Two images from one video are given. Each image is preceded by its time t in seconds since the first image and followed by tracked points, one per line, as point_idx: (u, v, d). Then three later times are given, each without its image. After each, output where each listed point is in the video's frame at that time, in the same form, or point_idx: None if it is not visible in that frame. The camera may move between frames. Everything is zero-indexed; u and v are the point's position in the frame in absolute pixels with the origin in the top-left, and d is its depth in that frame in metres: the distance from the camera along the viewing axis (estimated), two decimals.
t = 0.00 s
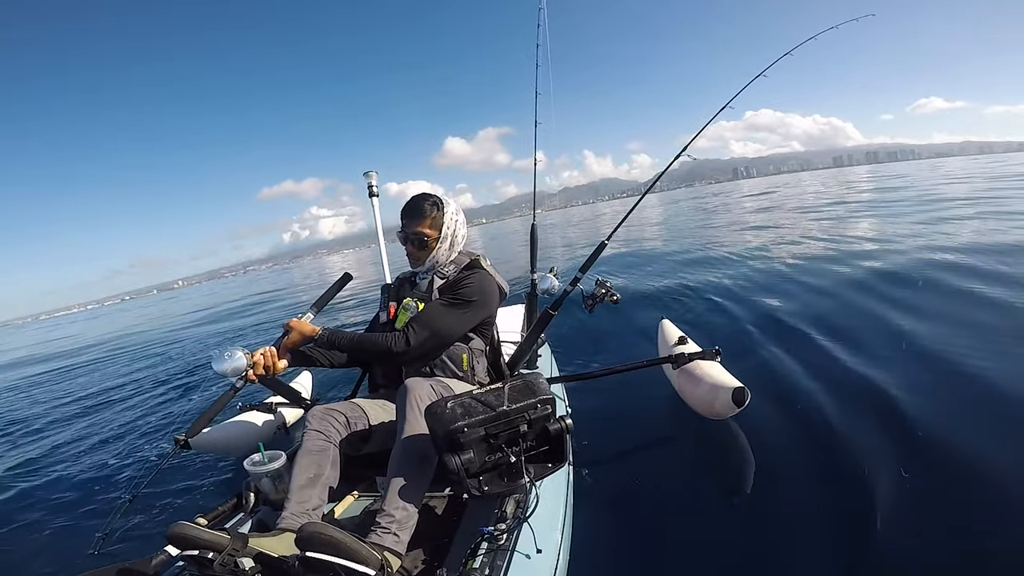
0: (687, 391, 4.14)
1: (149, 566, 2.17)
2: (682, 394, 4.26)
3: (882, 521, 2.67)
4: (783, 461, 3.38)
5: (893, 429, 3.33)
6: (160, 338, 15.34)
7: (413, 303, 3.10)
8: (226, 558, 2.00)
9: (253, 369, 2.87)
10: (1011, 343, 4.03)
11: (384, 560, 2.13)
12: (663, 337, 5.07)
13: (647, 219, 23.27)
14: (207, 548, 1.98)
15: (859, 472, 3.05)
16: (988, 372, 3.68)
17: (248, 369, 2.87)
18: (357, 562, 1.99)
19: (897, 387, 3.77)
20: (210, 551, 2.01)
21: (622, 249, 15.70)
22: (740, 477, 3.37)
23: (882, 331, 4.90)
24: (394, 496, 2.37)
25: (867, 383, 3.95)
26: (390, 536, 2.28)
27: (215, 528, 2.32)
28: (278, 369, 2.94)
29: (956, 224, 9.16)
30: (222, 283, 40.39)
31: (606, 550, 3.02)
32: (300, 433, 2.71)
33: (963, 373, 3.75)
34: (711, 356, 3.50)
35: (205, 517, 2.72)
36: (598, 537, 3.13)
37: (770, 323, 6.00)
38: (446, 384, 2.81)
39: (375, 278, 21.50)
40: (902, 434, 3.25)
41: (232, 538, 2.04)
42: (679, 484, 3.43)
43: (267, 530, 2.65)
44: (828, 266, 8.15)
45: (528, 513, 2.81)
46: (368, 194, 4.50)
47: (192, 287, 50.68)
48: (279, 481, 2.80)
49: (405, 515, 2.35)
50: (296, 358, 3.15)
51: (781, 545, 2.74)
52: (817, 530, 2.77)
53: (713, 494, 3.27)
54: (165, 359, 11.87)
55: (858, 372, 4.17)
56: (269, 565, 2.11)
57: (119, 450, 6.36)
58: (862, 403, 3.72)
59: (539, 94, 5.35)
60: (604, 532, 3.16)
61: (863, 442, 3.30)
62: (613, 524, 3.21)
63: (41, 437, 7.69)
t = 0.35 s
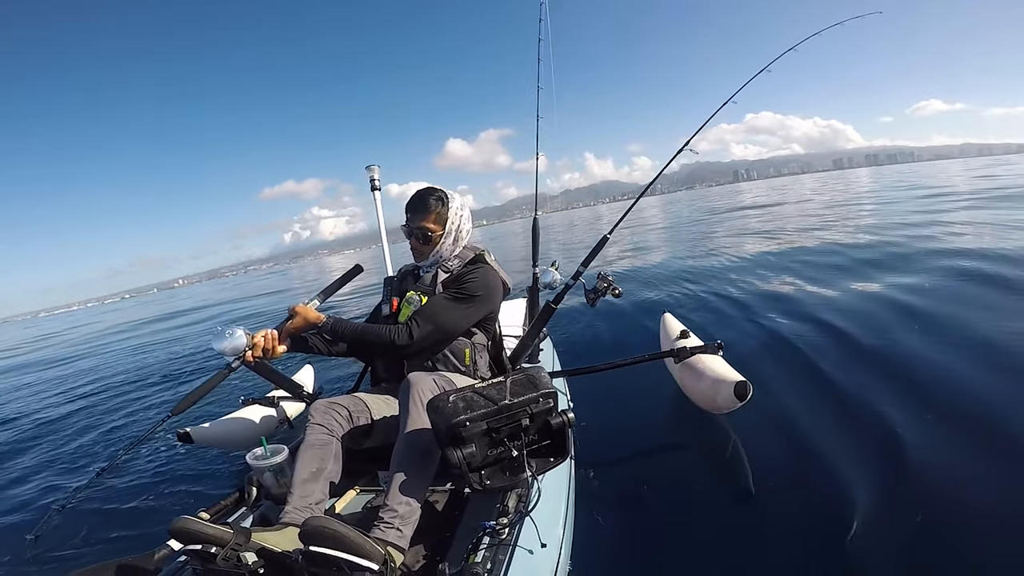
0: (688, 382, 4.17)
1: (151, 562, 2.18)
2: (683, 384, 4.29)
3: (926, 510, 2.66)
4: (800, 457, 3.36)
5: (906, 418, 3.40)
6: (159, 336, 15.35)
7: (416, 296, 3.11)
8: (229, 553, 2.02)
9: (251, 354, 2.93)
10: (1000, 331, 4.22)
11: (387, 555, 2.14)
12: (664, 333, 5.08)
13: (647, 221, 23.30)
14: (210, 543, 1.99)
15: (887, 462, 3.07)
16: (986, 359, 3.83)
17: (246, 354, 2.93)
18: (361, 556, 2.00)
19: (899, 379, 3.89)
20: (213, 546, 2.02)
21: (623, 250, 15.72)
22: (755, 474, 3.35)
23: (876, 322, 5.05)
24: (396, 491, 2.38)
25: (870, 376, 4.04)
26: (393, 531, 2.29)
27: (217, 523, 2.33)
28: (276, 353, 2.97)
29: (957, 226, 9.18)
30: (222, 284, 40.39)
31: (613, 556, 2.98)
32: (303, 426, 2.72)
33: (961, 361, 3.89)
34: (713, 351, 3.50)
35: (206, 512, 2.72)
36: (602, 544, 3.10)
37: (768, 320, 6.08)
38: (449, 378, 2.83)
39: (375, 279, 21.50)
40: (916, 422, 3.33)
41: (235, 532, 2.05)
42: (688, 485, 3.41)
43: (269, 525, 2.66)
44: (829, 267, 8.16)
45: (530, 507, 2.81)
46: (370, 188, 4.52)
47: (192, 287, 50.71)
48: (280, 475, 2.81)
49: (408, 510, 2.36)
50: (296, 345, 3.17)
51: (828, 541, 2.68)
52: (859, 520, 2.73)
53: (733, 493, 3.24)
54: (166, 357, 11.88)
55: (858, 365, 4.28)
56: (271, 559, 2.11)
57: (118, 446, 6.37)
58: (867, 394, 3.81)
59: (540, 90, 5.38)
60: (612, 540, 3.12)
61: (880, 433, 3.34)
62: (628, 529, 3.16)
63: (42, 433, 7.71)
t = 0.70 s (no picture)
0: (694, 386, 4.17)
1: (155, 564, 2.17)
2: (687, 388, 4.29)
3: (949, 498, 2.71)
4: (806, 456, 3.40)
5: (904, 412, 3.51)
6: (159, 336, 15.33)
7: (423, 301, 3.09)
8: (234, 556, 2.01)
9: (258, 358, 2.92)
10: (980, 326, 4.43)
11: (391, 558, 2.13)
12: (668, 336, 5.09)
13: (648, 224, 23.37)
14: (215, 547, 1.99)
15: (899, 454, 3.12)
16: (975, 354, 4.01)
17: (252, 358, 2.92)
18: (365, 560, 1.99)
19: (894, 376, 4.01)
20: (218, 550, 2.02)
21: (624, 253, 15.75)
22: (765, 478, 3.35)
23: (867, 326, 5.21)
24: (401, 495, 2.37)
25: (863, 375, 4.17)
26: (398, 535, 2.28)
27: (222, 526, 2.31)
28: (284, 359, 2.98)
29: (958, 231, 9.21)
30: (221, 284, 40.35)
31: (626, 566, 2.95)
32: (308, 429, 2.71)
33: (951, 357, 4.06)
34: (718, 354, 3.48)
35: (212, 514, 2.71)
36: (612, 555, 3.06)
37: (764, 326, 6.17)
38: (455, 382, 2.83)
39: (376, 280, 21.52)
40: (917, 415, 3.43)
41: (240, 536, 2.04)
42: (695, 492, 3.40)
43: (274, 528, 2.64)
44: (831, 271, 8.18)
45: (534, 511, 2.79)
46: (375, 190, 4.52)
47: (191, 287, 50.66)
48: (285, 478, 2.79)
49: (412, 514, 2.35)
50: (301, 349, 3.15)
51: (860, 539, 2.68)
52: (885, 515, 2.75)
53: (747, 498, 3.23)
54: (167, 357, 11.88)
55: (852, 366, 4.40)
56: (277, 562, 2.10)
57: (119, 448, 6.35)
58: (863, 393, 3.91)
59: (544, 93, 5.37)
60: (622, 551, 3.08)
61: (883, 428, 3.42)
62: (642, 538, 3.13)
63: (45, 432, 7.72)
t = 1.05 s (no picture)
0: (694, 387, 4.16)
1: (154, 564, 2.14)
2: (688, 389, 4.28)
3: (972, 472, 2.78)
4: (809, 447, 3.40)
5: (899, 396, 3.62)
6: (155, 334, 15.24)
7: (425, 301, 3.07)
8: (234, 555, 1.98)
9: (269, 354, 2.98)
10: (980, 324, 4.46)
11: (392, 558, 2.10)
12: (668, 337, 5.08)
13: (647, 226, 23.41)
14: (215, 547, 1.96)
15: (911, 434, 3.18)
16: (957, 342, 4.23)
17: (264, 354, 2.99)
18: (366, 560, 1.96)
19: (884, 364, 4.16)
20: (218, 550, 1.99)
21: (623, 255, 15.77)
22: (777, 467, 3.31)
23: (853, 321, 5.38)
24: (402, 495, 2.34)
25: (863, 368, 4.18)
26: (399, 534, 2.26)
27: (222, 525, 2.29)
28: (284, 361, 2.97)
29: (956, 236, 9.25)
30: (218, 282, 40.17)
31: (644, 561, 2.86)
32: (308, 429, 2.68)
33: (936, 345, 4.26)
34: (718, 355, 3.47)
35: (211, 514, 2.68)
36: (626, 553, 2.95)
37: (756, 323, 6.24)
38: (456, 381, 2.81)
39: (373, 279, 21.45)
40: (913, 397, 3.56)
41: (240, 535, 2.01)
42: (702, 486, 3.34)
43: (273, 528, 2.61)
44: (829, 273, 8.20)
45: (535, 511, 2.77)
46: (376, 190, 4.50)
47: (187, 285, 50.38)
48: (286, 477, 2.75)
49: (413, 513, 2.33)
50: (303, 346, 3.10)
51: (896, 517, 2.67)
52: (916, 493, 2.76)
53: (764, 487, 3.18)
54: (163, 355, 11.80)
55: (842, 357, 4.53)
56: (277, 562, 2.07)
57: (115, 446, 6.31)
58: (856, 382, 4.02)
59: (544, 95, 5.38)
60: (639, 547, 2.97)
61: (884, 416, 3.45)
62: (661, 531, 3.05)
63: (40, 429, 7.65)
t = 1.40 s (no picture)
0: (690, 389, 4.14)
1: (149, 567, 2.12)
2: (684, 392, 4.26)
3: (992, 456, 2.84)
4: (812, 447, 3.40)
5: (902, 394, 3.66)
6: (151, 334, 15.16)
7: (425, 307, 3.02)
8: (228, 560, 1.93)
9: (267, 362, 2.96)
10: (980, 327, 4.47)
11: (388, 561, 2.07)
12: (665, 340, 5.06)
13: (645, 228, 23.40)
14: (209, 551, 1.93)
15: (922, 426, 3.23)
16: (949, 341, 4.37)
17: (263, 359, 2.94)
18: (361, 562, 1.93)
19: (881, 364, 4.24)
20: (213, 554, 1.95)
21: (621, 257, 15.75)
22: (793, 467, 3.27)
23: (844, 322, 5.48)
24: (398, 499, 2.32)
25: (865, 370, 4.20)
26: (394, 538, 2.23)
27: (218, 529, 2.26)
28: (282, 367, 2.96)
29: (954, 238, 9.24)
30: (215, 282, 40.05)
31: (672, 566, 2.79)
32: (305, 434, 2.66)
33: (930, 345, 4.38)
34: (714, 359, 3.44)
35: (208, 519, 2.65)
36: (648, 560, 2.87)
37: (750, 323, 6.28)
38: (452, 386, 2.78)
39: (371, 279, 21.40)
40: (915, 395, 3.64)
41: (234, 540, 1.99)
42: (714, 489, 3.28)
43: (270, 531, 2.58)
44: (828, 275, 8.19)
45: (531, 514, 2.75)
46: (372, 195, 4.47)
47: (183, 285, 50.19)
48: (282, 482, 2.73)
49: (409, 517, 2.31)
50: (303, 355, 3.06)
51: (928, 503, 2.67)
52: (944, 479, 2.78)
53: (785, 487, 3.13)
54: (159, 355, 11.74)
55: (837, 358, 4.60)
56: (272, 566, 2.03)
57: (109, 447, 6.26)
58: (854, 380, 4.09)
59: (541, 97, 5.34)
60: (664, 553, 2.89)
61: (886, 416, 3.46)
62: (685, 535, 2.97)
63: (35, 429, 7.59)
